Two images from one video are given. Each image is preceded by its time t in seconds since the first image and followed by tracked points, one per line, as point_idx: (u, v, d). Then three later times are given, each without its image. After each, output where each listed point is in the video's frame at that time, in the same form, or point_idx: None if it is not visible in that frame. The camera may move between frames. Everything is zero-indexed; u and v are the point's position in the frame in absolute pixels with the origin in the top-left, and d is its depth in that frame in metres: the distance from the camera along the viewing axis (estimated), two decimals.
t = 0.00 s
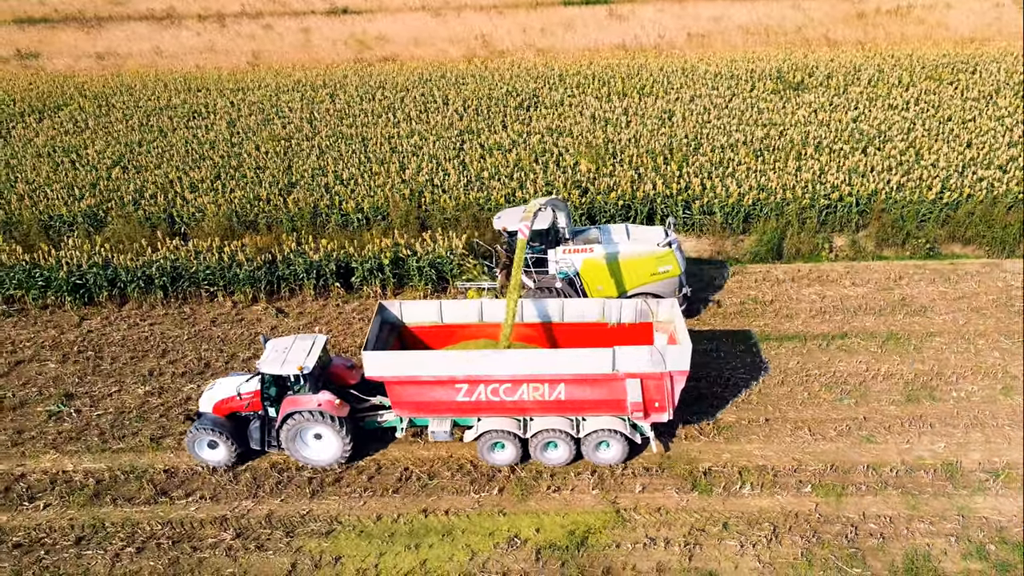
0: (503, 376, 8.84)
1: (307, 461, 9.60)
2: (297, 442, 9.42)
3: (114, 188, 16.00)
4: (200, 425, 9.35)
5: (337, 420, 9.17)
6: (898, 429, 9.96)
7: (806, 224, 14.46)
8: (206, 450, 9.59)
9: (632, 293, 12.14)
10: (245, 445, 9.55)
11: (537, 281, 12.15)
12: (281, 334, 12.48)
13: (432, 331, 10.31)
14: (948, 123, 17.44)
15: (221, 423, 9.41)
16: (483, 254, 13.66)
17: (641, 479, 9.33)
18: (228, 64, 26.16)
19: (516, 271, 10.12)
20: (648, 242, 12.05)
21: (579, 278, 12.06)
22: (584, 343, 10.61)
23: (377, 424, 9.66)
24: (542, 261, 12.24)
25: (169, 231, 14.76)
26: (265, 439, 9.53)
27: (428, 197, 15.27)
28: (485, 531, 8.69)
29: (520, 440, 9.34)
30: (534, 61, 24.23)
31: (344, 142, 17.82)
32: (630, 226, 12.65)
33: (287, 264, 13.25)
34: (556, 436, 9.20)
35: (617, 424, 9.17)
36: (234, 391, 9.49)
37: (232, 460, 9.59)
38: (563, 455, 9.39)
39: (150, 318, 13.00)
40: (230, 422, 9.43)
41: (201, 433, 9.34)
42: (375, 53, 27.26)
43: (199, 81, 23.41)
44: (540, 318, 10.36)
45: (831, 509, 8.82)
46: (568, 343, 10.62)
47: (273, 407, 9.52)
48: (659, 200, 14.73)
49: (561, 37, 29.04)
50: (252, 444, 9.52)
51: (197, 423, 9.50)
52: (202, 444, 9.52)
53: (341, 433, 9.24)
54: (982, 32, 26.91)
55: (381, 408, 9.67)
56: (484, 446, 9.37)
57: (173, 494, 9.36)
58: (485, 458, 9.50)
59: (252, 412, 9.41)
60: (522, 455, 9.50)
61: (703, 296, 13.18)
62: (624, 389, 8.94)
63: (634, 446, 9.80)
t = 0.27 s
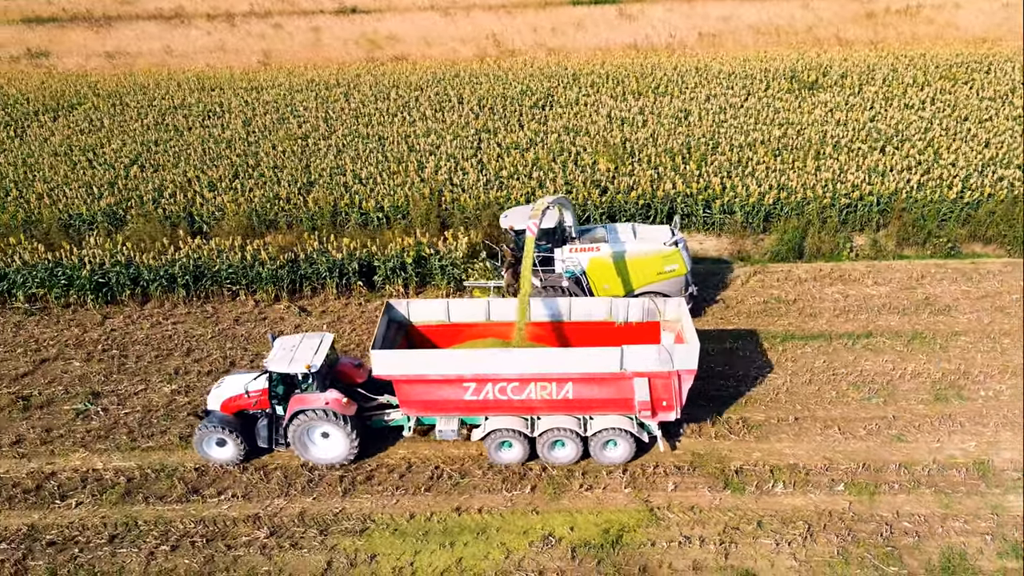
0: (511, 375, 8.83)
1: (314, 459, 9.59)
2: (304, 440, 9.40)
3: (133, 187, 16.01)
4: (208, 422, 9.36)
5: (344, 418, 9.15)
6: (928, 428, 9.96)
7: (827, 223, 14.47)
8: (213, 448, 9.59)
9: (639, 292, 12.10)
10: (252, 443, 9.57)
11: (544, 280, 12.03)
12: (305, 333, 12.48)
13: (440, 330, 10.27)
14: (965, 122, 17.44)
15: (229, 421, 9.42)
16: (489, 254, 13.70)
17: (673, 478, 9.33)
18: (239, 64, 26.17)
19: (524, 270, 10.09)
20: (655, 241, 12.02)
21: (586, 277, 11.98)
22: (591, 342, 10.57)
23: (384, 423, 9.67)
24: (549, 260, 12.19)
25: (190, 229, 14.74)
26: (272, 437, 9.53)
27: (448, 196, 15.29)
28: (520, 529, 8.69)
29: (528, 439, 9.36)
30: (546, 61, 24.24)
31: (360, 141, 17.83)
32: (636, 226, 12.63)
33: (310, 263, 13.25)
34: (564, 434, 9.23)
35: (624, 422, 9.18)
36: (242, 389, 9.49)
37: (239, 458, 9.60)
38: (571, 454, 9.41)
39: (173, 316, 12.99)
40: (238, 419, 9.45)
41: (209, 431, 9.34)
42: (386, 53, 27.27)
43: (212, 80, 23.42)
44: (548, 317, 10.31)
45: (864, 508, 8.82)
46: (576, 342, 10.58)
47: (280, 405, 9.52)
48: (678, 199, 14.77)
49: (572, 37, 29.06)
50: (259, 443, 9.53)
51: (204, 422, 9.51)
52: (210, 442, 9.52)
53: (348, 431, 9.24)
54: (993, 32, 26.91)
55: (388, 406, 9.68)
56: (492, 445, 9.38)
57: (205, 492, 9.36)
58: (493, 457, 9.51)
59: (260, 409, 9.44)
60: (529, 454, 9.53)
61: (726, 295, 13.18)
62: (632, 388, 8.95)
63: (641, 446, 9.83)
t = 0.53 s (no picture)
0: (519, 372, 8.92)
1: (321, 458, 9.65)
2: (311, 438, 9.48)
3: (151, 186, 16.01)
4: (215, 421, 9.43)
5: (350, 417, 9.26)
6: (957, 426, 9.95)
7: (847, 222, 14.50)
8: (220, 446, 9.66)
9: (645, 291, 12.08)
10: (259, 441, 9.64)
11: (550, 279, 11.99)
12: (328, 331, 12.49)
13: (447, 328, 10.28)
14: (981, 122, 17.46)
15: (236, 419, 9.50)
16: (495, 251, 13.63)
17: (704, 476, 9.33)
18: (250, 63, 26.17)
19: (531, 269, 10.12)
20: (660, 240, 12.01)
21: (592, 275, 11.96)
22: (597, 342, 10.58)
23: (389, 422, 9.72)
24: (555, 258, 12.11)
25: (210, 228, 14.75)
26: (279, 436, 9.63)
27: (467, 195, 15.31)
28: (552, 527, 8.69)
29: (534, 437, 9.37)
30: (558, 60, 24.25)
31: (376, 140, 17.85)
32: (641, 225, 12.61)
33: (332, 261, 13.25)
34: (570, 432, 9.23)
35: (630, 420, 9.21)
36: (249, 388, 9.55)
37: (246, 456, 9.68)
38: (577, 452, 9.42)
39: (195, 315, 13.00)
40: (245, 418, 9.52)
41: (217, 429, 9.42)
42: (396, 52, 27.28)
43: (224, 79, 23.42)
44: (555, 315, 10.33)
45: (897, 506, 8.82)
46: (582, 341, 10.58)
47: (287, 403, 9.55)
48: (697, 199, 14.79)
49: (582, 36, 29.06)
50: (266, 441, 9.62)
51: (211, 420, 9.57)
52: (217, 441, 9.60)
53: (354, 430, 9.32)
54: (1003, 32, 26.94)
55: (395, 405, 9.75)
56: (499, 444, 9.37)
57: (236, 490, 9.36)
58: (499, 455, 9.51)
59: (266, 408, 9.57)
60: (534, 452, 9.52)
61: (748, 293, 13.19)
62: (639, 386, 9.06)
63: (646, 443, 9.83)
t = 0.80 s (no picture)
0: (523, 371, 8.87)
1: (326, 456, 9.63)
2: (317, 436, 9.46)
3: (168, 185, 16.02)
4: (221, 419, 9.40)
5: (357, 414, 9.23)
6: (985, 425, 9.95)
7: (866, 221, 14.51)
8: (226, 444, 9.64)
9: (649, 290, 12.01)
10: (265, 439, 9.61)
11: (555, 277, 11.92)
12: (350, 329, 12.49)
13: (451, 327, 10.23)
14: (996, 121, 17.46)
15: (242, 417, 9.47)
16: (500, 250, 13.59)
17: (733, 474, 9.33)
18: (260, 62, 26.17)
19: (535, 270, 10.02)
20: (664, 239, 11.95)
21: (596, 275, 11.90)
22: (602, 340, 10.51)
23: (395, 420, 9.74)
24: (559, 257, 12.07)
25: (229, 227, 14.76)
26: (285, 433, 9.58)
27: (485, 195, 15.32)
28: (584, 525, 8.70)
29: (539, 436, 9.40)
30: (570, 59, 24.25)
31: (391, 139, 17.85)
32: (645, 224, 12.53)
33: (352, 260, 13.24)
34: (575, 431, 9.25)
35: (634, 419, 9.22)
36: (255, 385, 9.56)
37: (253, 454, 9.66)
38: (581, 451, 9.45)
39: (216, 314, 13.01)
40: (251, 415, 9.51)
41: (222, 427, 9.40)
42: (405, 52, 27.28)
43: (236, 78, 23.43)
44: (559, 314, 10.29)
45: (928, 505, 8.82)
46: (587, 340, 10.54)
47: (293, 401, 9.53)
48: (715, 198, 14.80)
49: (591, 36, 29.06)
50: (272, 439, 9.58)
51: (217, 418, 9.54)
52: (223, 439, 9.56)
53: (361, 427, 9.31)
54: (1013, 32, 26.95)
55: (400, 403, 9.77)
56: (503, 442, 9.41)
57: (266, 488, 9.36)
58: (504, 454, 9.55)
59: (272, 406, 9.55)
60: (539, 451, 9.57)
61: (770, 293, 13.18)
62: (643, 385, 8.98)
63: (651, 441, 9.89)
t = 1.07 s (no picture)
0: (528, 370, 8.87)
1: (331, 454, 9.65)
2: (322, 435, 9.47)
3: (185, 184, 16.02)
4: (226, 417, 9.42)
5: (362, 413, 9.25)
6: (1012, 424, 9.94)
7: (884, 221, 14.53)
8: (232, 443, 9.66)
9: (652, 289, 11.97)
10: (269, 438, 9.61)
11: (559, 277, 11.91)
12: (371, 328, 12.49)
13: (456, 326, 10.22)
14: (1012, 121, 17.46)
15: (246, 416, 9.49)
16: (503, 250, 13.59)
17: (762, 473, 9.34)
18: (270, 62, 26.16)
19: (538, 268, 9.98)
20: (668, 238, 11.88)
21: (600, 274, 11.87)
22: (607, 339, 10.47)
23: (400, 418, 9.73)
24: (563, 257, 12.06)
25: (247, 226, 14.76)
26: (290, 433, 9.57)
27: (503, 194, 15.31)
28: (615, 523, 8.70)
29: (544, 435, 9.37)
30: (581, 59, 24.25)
31: (406, 139, 17.85)
32: (649, 223, 12.48)
33: (372, 259, 13.24)
34: (580, 430, 9.22)
35: (639, 418, 9.20)
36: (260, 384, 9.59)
37: (258, 452, 9.68)
38: (585, 449, 9.43)
39: (237, 313, 13.01)
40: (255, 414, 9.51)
41: (227, 426, 9.41)
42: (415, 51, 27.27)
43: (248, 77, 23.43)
44: (564, 314, 10.21)
45: (958, 504, 8.80)
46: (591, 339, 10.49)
47: (298, 400, 9.51)
48: (733, 197, 14.79)
49: (600, 36, 29.06)
50: (277, 438, 9.57)
51: (222, 417, 9.57)
52: (228, 437, 9.59)
53: (365, 426, 9.32)
54: None
55: (404, 402, 9.76)
56: (508, 441, 9.37)
57: (294, 487, 9.36)
58: (509, 453, 9.51)
59: (277, 405, 9.52)
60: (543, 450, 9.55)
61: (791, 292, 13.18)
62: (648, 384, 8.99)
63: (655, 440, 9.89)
